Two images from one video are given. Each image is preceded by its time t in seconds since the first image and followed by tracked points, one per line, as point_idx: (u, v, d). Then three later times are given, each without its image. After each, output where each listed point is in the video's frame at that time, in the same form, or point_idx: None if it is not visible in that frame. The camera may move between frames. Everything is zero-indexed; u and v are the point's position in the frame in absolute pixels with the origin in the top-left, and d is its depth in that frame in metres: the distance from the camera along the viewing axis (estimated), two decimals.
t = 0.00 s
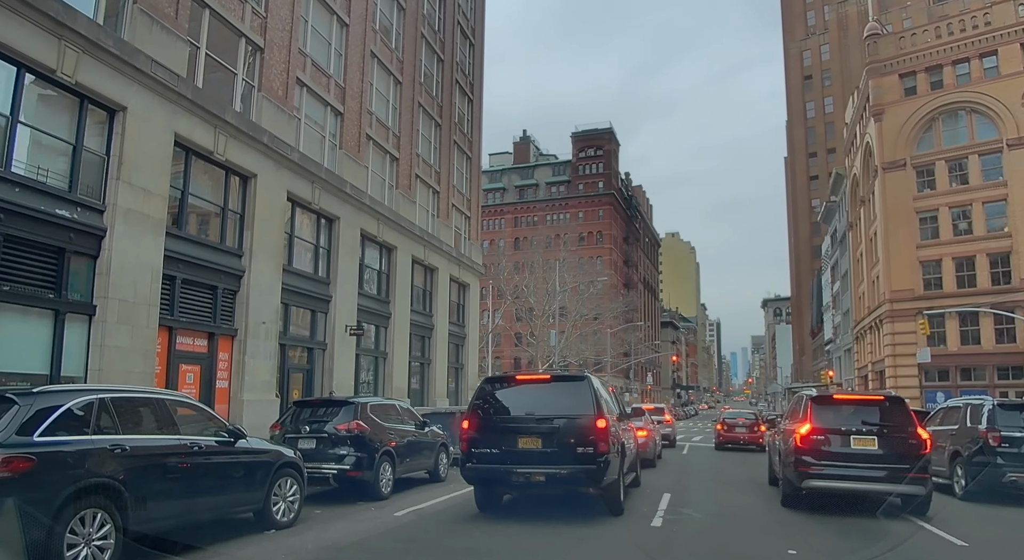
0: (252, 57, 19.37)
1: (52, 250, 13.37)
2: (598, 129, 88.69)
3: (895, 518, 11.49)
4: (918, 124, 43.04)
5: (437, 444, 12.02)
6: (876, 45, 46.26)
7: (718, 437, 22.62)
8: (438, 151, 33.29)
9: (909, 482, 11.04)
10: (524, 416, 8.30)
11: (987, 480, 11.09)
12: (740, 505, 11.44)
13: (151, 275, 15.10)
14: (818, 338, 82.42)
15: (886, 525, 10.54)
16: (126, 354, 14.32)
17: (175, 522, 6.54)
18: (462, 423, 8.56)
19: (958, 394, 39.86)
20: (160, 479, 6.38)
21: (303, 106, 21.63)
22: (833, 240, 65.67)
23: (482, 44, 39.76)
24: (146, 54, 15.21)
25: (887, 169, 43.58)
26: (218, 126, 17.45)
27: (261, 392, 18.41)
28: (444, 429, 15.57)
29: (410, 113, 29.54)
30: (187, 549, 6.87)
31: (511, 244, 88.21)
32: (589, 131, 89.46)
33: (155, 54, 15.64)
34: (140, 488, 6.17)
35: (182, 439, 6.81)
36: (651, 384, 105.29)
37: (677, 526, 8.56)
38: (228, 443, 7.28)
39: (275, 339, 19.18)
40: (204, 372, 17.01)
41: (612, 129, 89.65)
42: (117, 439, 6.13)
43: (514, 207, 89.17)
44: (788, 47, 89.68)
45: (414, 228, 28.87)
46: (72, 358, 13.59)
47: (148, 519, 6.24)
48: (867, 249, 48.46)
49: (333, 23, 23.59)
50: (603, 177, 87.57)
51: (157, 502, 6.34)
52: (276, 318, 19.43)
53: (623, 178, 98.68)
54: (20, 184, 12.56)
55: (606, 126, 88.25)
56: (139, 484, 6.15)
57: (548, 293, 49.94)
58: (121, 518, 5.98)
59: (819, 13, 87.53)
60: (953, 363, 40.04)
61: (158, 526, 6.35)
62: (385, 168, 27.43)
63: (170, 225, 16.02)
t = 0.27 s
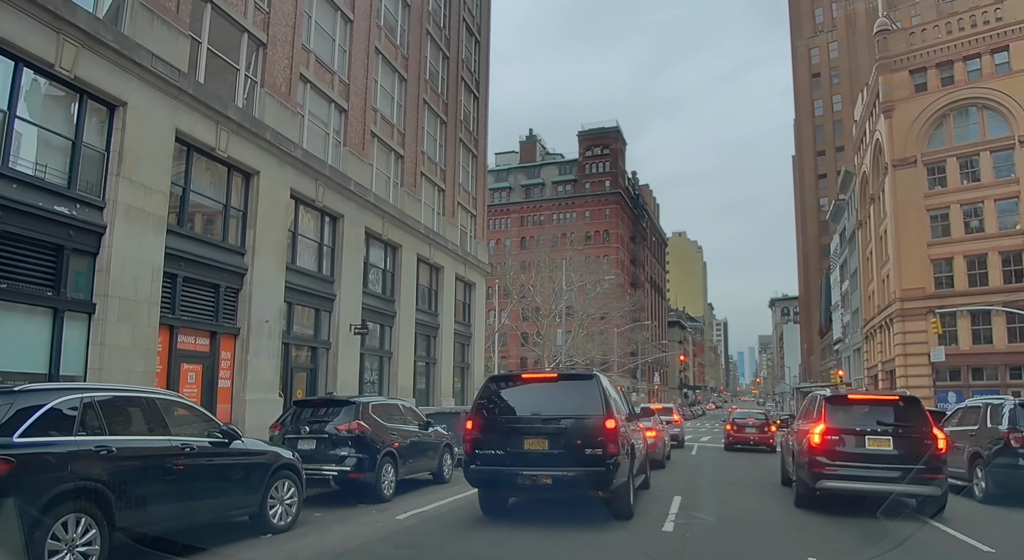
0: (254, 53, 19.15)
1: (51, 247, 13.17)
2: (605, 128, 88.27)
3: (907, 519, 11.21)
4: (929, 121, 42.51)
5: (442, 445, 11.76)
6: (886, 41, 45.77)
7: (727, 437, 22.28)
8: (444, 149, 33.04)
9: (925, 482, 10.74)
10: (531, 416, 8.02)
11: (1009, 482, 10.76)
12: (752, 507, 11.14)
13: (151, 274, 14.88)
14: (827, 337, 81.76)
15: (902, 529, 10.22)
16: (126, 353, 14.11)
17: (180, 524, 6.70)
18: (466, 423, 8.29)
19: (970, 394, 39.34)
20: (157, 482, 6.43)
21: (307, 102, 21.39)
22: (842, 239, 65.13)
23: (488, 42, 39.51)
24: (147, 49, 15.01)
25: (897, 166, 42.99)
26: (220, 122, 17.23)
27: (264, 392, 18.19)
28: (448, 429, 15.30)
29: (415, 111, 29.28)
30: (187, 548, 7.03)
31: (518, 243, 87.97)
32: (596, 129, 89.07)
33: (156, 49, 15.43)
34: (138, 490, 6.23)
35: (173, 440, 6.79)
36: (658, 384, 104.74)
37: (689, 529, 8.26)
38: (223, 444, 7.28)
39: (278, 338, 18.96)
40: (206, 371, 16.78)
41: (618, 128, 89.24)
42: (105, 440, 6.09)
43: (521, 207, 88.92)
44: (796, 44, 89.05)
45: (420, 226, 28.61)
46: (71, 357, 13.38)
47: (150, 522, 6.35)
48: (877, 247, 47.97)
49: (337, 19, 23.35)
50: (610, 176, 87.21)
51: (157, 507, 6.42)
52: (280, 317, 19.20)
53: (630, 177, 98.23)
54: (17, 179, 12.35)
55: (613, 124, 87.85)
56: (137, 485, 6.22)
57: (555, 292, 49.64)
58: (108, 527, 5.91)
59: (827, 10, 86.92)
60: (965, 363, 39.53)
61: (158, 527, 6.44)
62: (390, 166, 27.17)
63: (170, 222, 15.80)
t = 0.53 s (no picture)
0: (256, 49, 18.93)
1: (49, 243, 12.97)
2: (610, 126, 87.89)
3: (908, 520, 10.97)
4: (939, 118, 42.05)
5: (445, 446, 11.49)
6: (895, 38, 45.31)
7: (736, 437, 21.97)
8: (449, 147, 32.79)
9: (939, 483, 10.53)
10: (536, 417, 7.75)
11: None
12: (763, 509, 10.86)
13: (152, 271, 14.67)
14: (835, 337, 81.19)
15: (920, 531, 9.91)
16: (126, 351, 13.92)
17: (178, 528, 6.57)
18: (469, 424, 8.06)
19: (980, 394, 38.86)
20: (155, 484, 6.32)
21: (310, 99, 21.17)
22: (850, 238, 64.63)
23: (493, 39, 39.24)
24: (147, 43, 14.81)
25: (906, 164, 42.57)
26: (222, 118, 17.02)
27: (266, 391, 17.98)
28: (452, 429, 15.06)
29: (419, 108, 29.03)
30: (187, 549, 6.97)
31: (523, 242, 87.65)
32: (602, 128, 88.72)
33: (156, 43, 15.23)
34: (136, 489, 6.13)
35: (163, 441, 6.56)
36: (664, 383, 104.29)
37: (700, 533, 7.98)
38: (215, 444, 7.06)
39: (280, 337, 18.74)
40: (207, 370, 16.56)
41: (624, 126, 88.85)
42: (89, 441, 5.85)
43: (526, 206, 88.62)
44: (803, 42, 88.49)
45: (424, 224, 28.38)
46: (69, 355, 13.18)
47: (150, 524, 6.25)
48: (886, 246, 47.53)
49: (340, 15, 23.11)
50: (616, 175, 86.85)
51: (158, 508, 6.34)
52: (282, 315, 18.99)
53: (635, 176, 97.82)
54: (14, 175, 12.16)
55: (619, 123, 87.45)
56: (136, 486, 6.12)
57: (561, 291, 49.34)
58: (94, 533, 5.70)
59: (835, 8, 86.32)
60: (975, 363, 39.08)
61: (157, 530, 6.34)
62: (394, 163, 26.93)
63: (171, 219, 15.59)
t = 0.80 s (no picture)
0: (257, 45, 18.72)
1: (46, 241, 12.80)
2: (615, 125, 87.60)
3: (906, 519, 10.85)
4: (947, 115, 41.67)
5: (447, 447, 11.23)
6: (902, 35, 44.95)
7: (743, 438, 21.70)
8: (452, 145, 32.56)
9: (950, 483, 10.49)
10: (541, 417, 7.51)
11: None
12: (773, 511, 10.61)
13: (151, 269, 14.49)
14: (840, 337, 80.72)
15: (935, 532, 9.61)
16: (124, 350, 13.74)
17: (177, 531, 6.48)
18: (471, 424, 7.82)
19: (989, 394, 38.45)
20: (155, 485, 6.23)
21: (312, 96, 20.96)
22: (856, 237, 64.21)
23: (497, 37, 39.03)
24: (145, 38, 14.64)
25: (914, 162, 42.22)
26: (222, 115, 16.82)
27: (268, 391, 17.78)
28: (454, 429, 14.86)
29: (423, 105, 28.82)
30: (188, 549, 6.95)
31: (527, 242, 87.43)
32: (606, 127, 88.46)
33: (155, 38, 15.05)
34: (137, 490, 6.07)
35: (152, 442, 6.38)
36: (669, 383, 103.91)
37: (709, 537, 7.74)
38: (208, 445, 6.87)
39: (282, 336, 18.55)
40: (208, 369, 16.37)
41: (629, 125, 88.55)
42: (74, 442, 5.66)
43: (530, 205, 88.41)
44: (808, 41, 88.06)
45: (427, 223, 28.15)
46: (67, 353, 13.01)
47: (151, 525, 6.19)
48: (893, 245, 47.16)
49: (342, 11, 22.90)
50: (620, 174, 86.54)
51: (159, 509, 6.27)
52: (284, 314, 18.80)
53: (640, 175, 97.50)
54: (10, 171, 11.99)
55: (623, 122, 87.15)
56: (137, 486, 6.06)
57: (565, 291, 49.06)
58: (79, 538, 5.52)
59: (840, 6, 85.90)
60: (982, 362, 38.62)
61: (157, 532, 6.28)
62: (397, 161, 26.73)
63: (171, 217, 15.41)
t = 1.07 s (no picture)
0: (258, 41, 18.54)
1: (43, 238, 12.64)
2: (619, 125, 87.35)
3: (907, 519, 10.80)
4: (954, 114, 41.31)
5: (448, 448, 11.03)
6: (909, 33, 44.60)
7: (749, 440, 21.45)
8: (456, 143, 32.36)
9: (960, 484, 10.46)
10: (544, 418, 7.30)
11: None
12: (781, 514, 10.38)
13: (150, 266, 14.34)
14: (845, 337, 80.29)
15: (949, 537, 9.34)
16: (122, 349, 13.58)
17: (177, 534, 6.37)
18: (471, 425, 7.62)
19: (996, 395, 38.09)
20: (156, 486, 6.14)
21: (314, 93, 20.78)
22: (862, 237, 63.82)
23: (501, 35, 38.80)
24: (144, 33, 14.48)
25: (920, 161, 41.89)
26: (222, 112, 16.64)
27: (268, 391, 17.61)
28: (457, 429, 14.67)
29: (426, 103, 28.62)
30: (188, 548, 6.93)
31: (531, 242, 87.27)
32: (610, 127, 88.22)
33: (154, 34, 14.88)
34: (137, 490, 5.99)
35: (141, 443, 6.18)
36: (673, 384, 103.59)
37: (717, 541, 7.50)
38: (201, 447, 6.68)
39: (283, 335, 18.37)
40: (208, 369, 16.19)
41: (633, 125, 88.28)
42: (57, 443, 5.47)
43: (534, 205, 88.25)
44: (813, 41, 87.65)
45: (430, 222, 27.95)
46: (64, 352, 12.85)
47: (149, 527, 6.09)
48: (899, 245, 46.83)
49: (343, 7, 22.69)
50: (624, 174, 86.27)
51: (150, 512, 6.10)
52: (285, 313, 18.62)
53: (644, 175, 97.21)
54: (6, 167, 11.82)
55: (627, 122, 86.89)
56: (132, 487, 5.94)
57: (569, 291, 48.80)
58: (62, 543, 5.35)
59: (845, 6, 85.47)
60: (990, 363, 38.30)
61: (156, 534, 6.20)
62: (400, 160, 26.54)
63: (170, 214, 15.24)
